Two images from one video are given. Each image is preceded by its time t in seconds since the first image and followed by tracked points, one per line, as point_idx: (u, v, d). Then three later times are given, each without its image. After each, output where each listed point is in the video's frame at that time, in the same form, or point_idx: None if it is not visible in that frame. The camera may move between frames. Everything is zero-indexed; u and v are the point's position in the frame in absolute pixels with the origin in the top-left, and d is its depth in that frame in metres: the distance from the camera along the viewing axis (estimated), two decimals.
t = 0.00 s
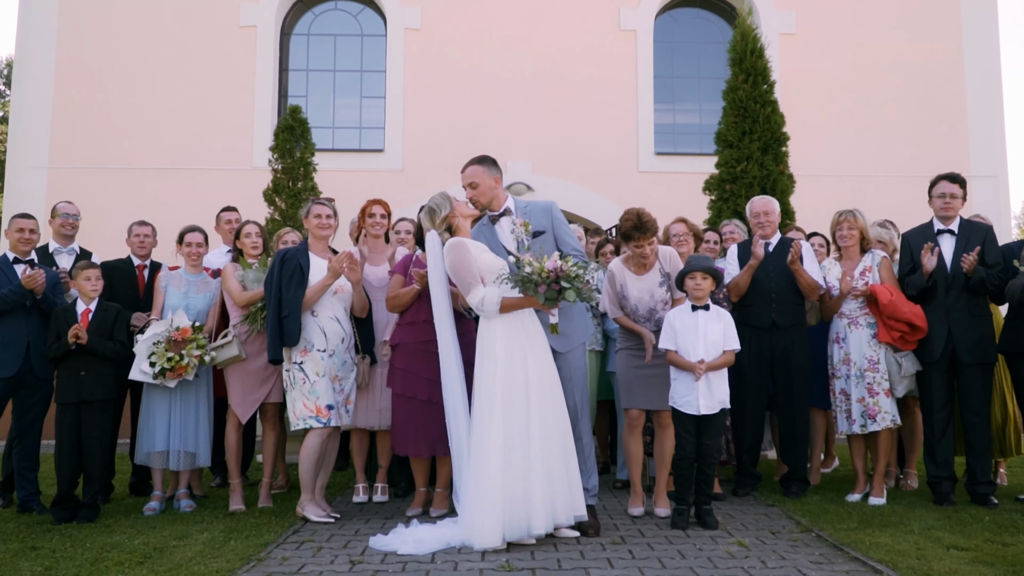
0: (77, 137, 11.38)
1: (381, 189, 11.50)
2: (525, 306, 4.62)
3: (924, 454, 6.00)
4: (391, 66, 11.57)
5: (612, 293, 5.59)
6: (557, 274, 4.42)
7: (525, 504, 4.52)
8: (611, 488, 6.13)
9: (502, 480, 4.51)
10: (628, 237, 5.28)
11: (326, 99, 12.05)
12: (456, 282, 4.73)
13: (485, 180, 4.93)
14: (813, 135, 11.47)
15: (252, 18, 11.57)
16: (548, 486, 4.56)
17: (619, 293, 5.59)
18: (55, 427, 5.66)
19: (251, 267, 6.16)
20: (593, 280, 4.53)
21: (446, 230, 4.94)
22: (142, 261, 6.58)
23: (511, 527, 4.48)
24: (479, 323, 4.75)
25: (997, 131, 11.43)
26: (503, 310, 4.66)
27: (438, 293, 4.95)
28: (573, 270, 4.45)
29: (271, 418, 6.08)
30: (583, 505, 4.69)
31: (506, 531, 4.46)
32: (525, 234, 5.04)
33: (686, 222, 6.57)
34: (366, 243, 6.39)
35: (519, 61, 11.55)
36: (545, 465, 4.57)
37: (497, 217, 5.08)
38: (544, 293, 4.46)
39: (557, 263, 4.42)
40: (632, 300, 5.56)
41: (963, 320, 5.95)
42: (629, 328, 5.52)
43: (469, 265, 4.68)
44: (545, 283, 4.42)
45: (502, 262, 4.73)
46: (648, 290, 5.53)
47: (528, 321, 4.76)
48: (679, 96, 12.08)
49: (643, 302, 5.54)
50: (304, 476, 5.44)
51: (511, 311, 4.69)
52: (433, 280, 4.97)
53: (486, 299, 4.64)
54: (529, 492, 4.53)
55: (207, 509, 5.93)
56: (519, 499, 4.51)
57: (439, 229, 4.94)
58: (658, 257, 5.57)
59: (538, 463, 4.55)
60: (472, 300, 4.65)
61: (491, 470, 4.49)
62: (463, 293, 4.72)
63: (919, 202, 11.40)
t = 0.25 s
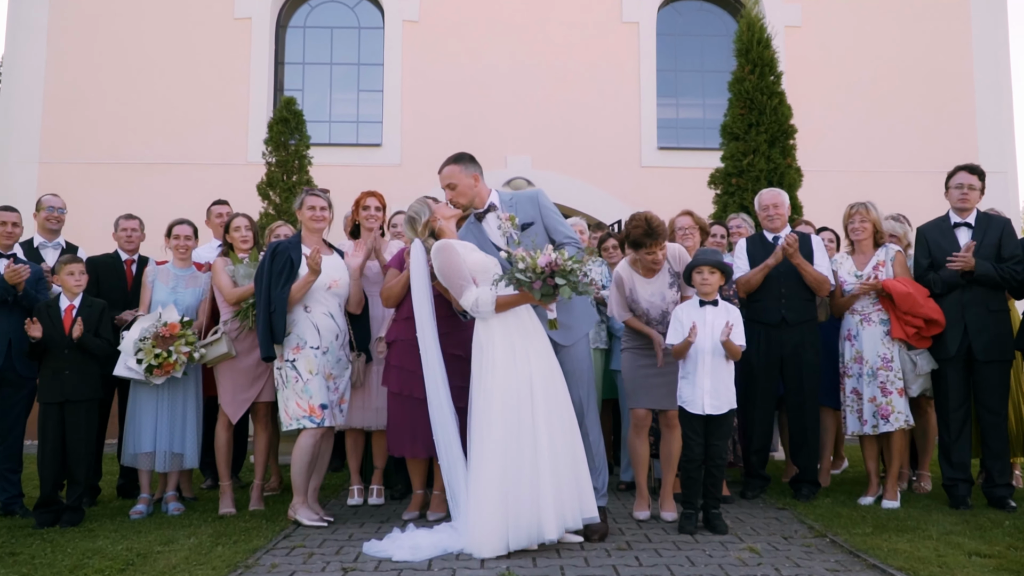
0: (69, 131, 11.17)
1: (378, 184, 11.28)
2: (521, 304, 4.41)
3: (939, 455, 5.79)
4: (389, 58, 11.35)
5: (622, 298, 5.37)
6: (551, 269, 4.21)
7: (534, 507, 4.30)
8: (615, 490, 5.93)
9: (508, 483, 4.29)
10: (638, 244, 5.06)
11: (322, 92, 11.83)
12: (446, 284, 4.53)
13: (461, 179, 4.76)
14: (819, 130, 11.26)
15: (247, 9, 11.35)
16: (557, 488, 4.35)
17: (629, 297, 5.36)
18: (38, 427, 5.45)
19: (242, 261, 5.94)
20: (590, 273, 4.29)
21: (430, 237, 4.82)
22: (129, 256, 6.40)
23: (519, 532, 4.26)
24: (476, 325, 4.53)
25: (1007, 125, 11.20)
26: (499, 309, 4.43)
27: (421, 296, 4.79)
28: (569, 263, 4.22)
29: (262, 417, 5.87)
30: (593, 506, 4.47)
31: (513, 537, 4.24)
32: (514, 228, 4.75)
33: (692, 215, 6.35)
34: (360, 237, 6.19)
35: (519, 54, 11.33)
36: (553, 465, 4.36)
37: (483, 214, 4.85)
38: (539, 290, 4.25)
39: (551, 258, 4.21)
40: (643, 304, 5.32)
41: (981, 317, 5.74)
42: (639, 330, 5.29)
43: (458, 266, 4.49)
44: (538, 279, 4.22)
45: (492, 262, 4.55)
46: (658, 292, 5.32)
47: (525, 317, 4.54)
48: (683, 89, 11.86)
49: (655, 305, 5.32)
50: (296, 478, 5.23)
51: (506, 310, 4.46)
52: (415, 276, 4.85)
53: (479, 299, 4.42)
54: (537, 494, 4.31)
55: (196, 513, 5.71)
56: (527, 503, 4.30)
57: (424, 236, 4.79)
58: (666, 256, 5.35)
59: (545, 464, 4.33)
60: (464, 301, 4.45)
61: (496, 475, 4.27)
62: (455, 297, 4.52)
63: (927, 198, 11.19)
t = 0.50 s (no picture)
0: (63, 127, 11.04)
1: (376, 181, 11.15)
2: (518, 301, 4.31)
3: (949, 455, 5.66)
4: (387, 54, 11.23)
5: (626, 297, 5.21)
6: (547, 266, 4.09)
7: (540, 509, 4.17)
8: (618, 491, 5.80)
9: (513, 486, 4.16)
10: (645, 241, 4.97)
11: (320, 88, 11.70)
12: (440, 284, 4.42)
13: (449, 179, 4.64)
14: (822, 126, 11.13)
15: (244, 4, 11.22)
16: (564, 488, 4.20)
17: (633, 295, 5.20)
18: (27, 426, 5.31)
19: (236, 257, 5.80)
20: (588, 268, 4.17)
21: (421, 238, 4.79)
22: (121, 252, 6.26)
23: (526, 535, 4.12)
24: (473, 326, 4.42)
25: (1012, 121, 11.07)
26: (497, 308, 4.32)
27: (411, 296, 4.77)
28: (565, 259, 4.10)
29: (257, 417, 5.73)
30: (601, 505, 4.33)
31: (519, 541, 4.11)
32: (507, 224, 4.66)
33: (696, 210, 6.22)
34: (357, 233, 6.05)
35: (519, 50, 11.20)
36: (558, 465, 4.22)
37: (474, 212, 4.75)
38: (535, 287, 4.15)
39: (546, 254, 4.08)
40: (648, 302, 5.17)
41: (992, 314, 5.61)
42: (647, 327, 5.15)
43: (452, 266, 4.36)
44: (535, 276, 4.11)
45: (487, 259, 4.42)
46: (663, 290, 5.18)
47: (524, 314, 4.42)
48: (685, 85, 11.73)
49: (660, 303, 5.16)
50: (291, 479, 5.09)
51: (504, 308, 4.35)
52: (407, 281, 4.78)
53: (476, 299, 4.30)
54: (543, 495, 4.17)
55: (189, 514, 5.58)
56: (533, 505, 4.16)
57: (415, 239, 4.81)
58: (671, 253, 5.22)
59: (551, 464, 4.19)
60: (459, 299, 4.36)
61: (499, 477, 4.14)
62: (451, 297, 4.41)
63: (932, 195, 11.07)
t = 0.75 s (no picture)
0: (59, 123, 10.92)
1: (375, 178, 11.04)
2: (515, 298, 4.20)
3: (959, 455, 5.56)
4: (386, 49, 11.11)
5: (631, 294, 5.10)
6: (543, 261, 3.98)
7: (545, 510, 4.04)
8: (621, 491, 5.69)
9: (516, 487, 4.04)
10: (648, 234, 4.85)
11: (318, 85, 11.59)
12: (435, 285, 4.32)
13: (439, 178, 4.52)
14: (826, 122, 11.01)
15: None
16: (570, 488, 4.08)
17: (638, 292, 5.09)
18: (16, 426, 5.18)
19: (231, 253, 5.68)
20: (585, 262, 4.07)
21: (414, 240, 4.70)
22: (114, 248, 6.15)
23: (531, 538, 4.00)
24: (471, 325, 4.32)
25: (1018, 118, 10.95)
26: (494, 306, 4.22)
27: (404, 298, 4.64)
28: (562, 254, 3.99)
29: (253, 416, 5.62)
30: (606, 505, 4.21)
31: (524, 544, 3.98)
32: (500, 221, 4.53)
33: (700, 205, 6.11)
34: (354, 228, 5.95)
35: (519, 45, 11.09)
36: (563, 464, 4.09)
37: (468, 210, 4.63)
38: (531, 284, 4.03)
39: (542, 249, 3.97)
40: (653, 298, 5.06)
41: (1002, 311, 5.50)
42: (652, 325, 5.05)
43: (446, 265, 4.26)
44: (531, 273, 4.00)
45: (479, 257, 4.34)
46: (669, 285, 5.07)
47: (522, 311, 4.31)
48: (686, 82, 11.62)
49: (666, 299, 5.05)
50: (287, 479, 4.98)
51: (501, 307, 4.25)
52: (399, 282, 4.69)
53: (473, 299, 4.19)
54: (548, 496, 4.05)
55: (183, 515, 5.46)
56: (537, 506, 4.04)
57: (409, 241, 4.69)
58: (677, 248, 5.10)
59: (556, 463, 4.06)
60: (455, 299, 4.25)
61: (501, 479, 4.03)
62: (448, 299, 4.30)
63: (937, 192, 10.96)
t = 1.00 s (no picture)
0: (55, 120, 10.82)
1: (374, 175, 10.94)
2: (512, 296, 4.10)
3: (967, 454, 5.45)
4: (385, 46, 11.00)
5: (634, 288, 4.99)
6: (538, 257, 3.88)
7: (548, 511, 3.94)
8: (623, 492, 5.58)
9: (517, 489, 3.94)
10: (647, 219, 4.77)
11: (317, 82, 11.49)
12: (430, 286, 4.23)
13: (432, 176, 4.40)
14: (829, 119, 10.90)
15: None
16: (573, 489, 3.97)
17: (641, 285, 5.00)
18: (7, 427, 5.08)
19: (226, 250, 5.56)
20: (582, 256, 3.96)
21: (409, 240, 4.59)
22: (107, 246, 6.06)
23: (534, 540, 3.89)
24: (470, 325, 4.23)
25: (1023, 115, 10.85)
26: (491, 306, 4.13)
27: (398, 295, 4.55)
28: (558, 248, 3.88)
29: (248, 416, 5.51)
30: (611, 505, 4.10)
31: (527, 547, 3.88)
32: (494, 218, 4.42)
33: (704, 201, 6.00)
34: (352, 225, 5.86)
35: (519, 42, 10.98)
36: (566, 464, 3.98)
37: (463, 207, 4.56)
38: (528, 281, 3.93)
39: (537, 244, 3.87)
40: (657, 292, 4.97)
41: (1011, 308, 5.39)
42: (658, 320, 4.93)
43: (440, 264, 4.17)
44: (527, 268, 3.90)
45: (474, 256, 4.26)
46: (673, 279, 4.97)
47: (520, 308, 4.21)
48: (688, 78, 11.51)
49: (670, 294, 4.97)
50: (282, 480, 4.87)
51: (499, 305, 4.15)
52: (393, 279, 4.59)
53: (469, 299, 4.11)
54: (551, 497, 3.94)
55: (177, 517, 5.36)
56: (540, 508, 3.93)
57: (403, 242, 4.57)
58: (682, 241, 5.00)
59: (559, 464, 3.95)
60: (451, 300, 4.16)
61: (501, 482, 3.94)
62: (444, 300, 4.21)
63: (941, 190, 10.85)
